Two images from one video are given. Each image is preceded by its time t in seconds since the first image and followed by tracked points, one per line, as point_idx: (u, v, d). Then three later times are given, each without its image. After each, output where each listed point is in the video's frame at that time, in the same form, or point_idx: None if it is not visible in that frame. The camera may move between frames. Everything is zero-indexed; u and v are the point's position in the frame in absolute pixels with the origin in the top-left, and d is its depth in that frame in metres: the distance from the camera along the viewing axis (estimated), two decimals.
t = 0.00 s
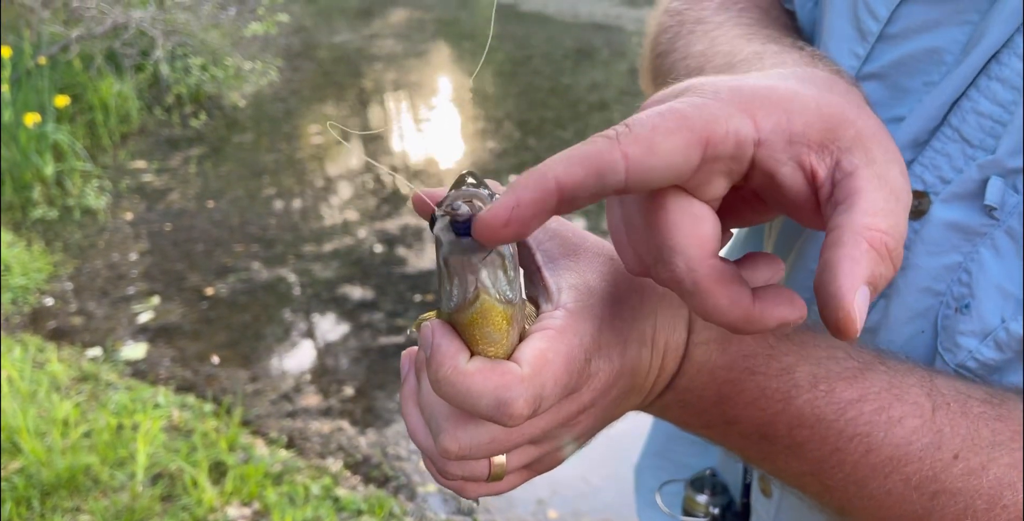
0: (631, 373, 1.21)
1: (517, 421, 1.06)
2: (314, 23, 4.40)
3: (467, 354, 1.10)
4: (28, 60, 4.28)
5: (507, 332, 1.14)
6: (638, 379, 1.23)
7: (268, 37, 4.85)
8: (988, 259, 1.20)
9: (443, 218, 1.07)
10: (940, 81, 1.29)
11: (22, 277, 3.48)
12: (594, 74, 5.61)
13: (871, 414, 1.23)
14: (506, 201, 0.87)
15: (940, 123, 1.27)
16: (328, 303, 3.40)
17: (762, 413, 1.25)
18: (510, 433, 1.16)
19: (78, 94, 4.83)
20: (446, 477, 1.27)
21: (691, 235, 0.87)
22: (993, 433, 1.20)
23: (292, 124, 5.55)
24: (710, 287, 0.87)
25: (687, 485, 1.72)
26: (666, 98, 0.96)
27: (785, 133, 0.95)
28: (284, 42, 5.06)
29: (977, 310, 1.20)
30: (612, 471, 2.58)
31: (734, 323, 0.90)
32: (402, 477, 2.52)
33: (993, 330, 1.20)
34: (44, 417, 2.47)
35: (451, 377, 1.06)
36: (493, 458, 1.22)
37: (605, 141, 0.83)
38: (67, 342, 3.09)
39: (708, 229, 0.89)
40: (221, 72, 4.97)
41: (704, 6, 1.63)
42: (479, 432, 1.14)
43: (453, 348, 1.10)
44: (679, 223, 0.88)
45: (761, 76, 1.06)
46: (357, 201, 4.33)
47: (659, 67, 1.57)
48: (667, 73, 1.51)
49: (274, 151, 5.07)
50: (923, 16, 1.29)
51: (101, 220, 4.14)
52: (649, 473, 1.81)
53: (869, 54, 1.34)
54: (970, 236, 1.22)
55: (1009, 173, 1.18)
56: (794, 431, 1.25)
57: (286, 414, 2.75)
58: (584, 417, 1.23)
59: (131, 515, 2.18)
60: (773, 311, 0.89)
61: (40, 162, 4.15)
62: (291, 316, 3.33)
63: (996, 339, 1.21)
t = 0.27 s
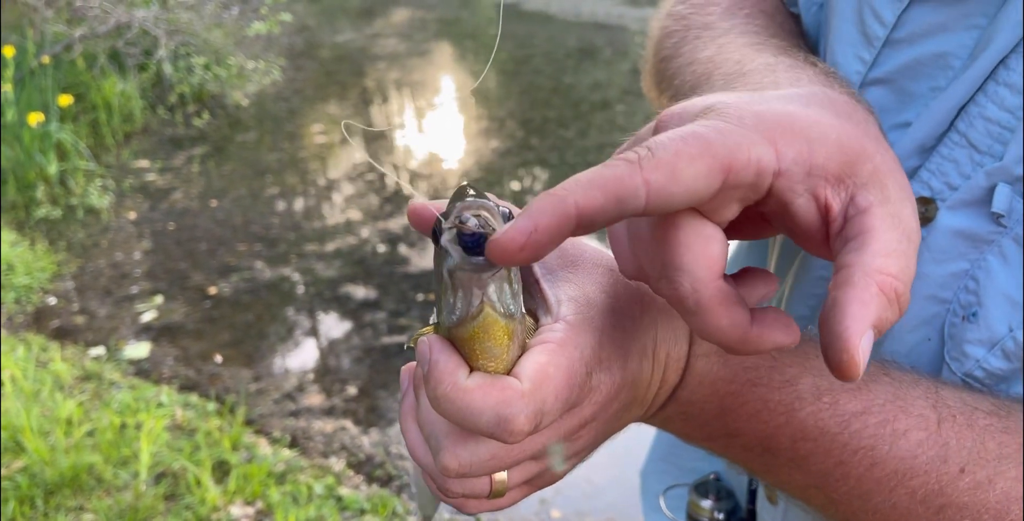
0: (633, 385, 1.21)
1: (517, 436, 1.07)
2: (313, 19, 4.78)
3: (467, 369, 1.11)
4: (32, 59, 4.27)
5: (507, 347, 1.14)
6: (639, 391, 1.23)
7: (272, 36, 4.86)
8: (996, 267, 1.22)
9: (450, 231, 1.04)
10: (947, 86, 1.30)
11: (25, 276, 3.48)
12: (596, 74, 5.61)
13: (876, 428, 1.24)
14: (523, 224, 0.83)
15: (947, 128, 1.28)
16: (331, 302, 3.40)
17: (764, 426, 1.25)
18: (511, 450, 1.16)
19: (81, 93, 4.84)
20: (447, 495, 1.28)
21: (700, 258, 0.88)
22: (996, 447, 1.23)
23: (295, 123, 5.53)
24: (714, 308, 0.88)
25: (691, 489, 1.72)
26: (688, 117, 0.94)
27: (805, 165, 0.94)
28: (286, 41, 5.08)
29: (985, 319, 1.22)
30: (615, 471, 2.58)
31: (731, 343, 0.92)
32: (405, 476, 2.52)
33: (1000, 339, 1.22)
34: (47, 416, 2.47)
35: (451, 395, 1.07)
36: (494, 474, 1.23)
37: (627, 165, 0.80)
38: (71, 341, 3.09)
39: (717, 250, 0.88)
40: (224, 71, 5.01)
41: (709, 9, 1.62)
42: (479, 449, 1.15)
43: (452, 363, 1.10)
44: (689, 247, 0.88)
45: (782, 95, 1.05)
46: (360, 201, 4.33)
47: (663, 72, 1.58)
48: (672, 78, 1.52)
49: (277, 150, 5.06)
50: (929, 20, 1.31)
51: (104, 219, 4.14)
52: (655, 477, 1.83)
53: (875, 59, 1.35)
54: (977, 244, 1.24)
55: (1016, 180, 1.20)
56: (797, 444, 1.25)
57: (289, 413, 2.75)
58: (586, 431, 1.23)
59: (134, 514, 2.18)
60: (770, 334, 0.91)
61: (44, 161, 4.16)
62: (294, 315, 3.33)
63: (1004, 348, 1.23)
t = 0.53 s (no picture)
0: (639, 391, 1.21)
1: (524, 450, 1.07)
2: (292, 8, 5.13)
3: (473, 380, 1.10)
4: (36, 56, 4.28)
5: (516, 358, 1.14)
6: (646, 396, 1.23)
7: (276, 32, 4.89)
8: (1004, 271, 1.18)
9: (469, 241, 1.05)
10: (958, 88, 1.27)
11: (29, 274, 3.49)
12: (599, 71, 5.62)
13: (884, 434, 1.21)
14: (546, 240, 0.83)
15: (957, 130, 1.25)
16: (334, 300, 3.40)
17: (772, 430, 1.24)
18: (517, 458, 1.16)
19: (84, 91, 4.85)
20: (451, 502, 1.27)
21: (712, 272, 0.88)
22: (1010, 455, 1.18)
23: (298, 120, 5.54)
24: (722, 322, 0.89)
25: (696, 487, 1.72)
26: (712, 130, 0.93)
27: (827, 188, 0.93)
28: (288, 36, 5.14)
29: (993, 324, 1.18)
30: (619, 469, 2.58)
31: (734, 356, 0.94)
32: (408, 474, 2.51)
33: (1009, 345, 1.19)
34: (51, 413, 2.48)
35: (456, 407, 1.06)
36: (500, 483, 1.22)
37: (651, 180, 0.80)
38: (74, 338, 3.10)
39: (729, 262, 0.88)
40: (226, 67, 5.67)
41: (721, 9, 1.61)
42: (484, 458, 1.15)
43: (459, 374, 1.09)
44: (702, 260, 0.87)
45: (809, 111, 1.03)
46: (363, 198, 4.33)
47: (672, 72, 1.57)
48: (682, 78, 1.52)
49: (280, 147, 5.07)
50: (942, 21, 1.28)
51: (107, 216, 4.15)
52: (661, 475, 1.83)
53: (886, 60, 1.34)
54: (986, 247, 1.21)
55: None
56: (805, 449, 1.24)
57: (292, 411, 2.74)
58: (592, 437, 1.24)
59: (138, 512, 2.18)
60: (773, 348, 0.93)
61: (47, 159, 4.17)
62: (297, 313, 3.32)
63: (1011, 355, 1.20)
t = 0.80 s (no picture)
0: (640, 388, 1.21)
1: (524, 445, 1.06)
2: None
3: (473, 376, 1.10)
4: (37, 55, 4.33)
5: (517, 355, 1.16)
6: (647, 392, 1.23)
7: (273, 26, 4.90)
8: (1011, 269, 1.23)
9: (475, 238, 1.06)
10: (962, 83, 1.30)
11: (31, 271, 3.49)
12: (602, 68, 5.62)
13: (888, 430, 1.20)
14: (552, 239, 0.82)
15: (962, 125, 1.28)
16: (336, 297, 3.40)
17: (775, 428, 1.25)
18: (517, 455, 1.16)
19: (87, 88, 4.86)
20: (452, 498, 1.28)
21: (716, 265, 0.88)
22: (1015, 455, 1.18)
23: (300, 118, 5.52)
24: (727, 315, 0.90)
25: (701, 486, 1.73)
26: (716, 122, 0.92)
27: (834, 179, 0.91)
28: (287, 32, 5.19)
29: (1001, 322, 1.23)
30: (622, 466, 2.58)
31: (740, 348, 0.94)
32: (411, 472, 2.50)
33: (1015, 343, 1.24)
34: (53, 410, 2.48)
35: (455, 403, 1.06)
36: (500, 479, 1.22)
37: (654, 175, 0.79)
38: (77, 335, 3.10)
39: (734, 255, 0.88)
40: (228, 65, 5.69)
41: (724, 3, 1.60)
42: (483, 455, 1.14)
43: (458, 370, 1.09)
44: (706, 254, 0.87)
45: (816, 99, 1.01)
46: (365, 196, 4.33)
47: (674, 66, 1.57)
48: (685, 72, 1.51)
49: (282, 145, 5.07)
50: (946, 16, 1.30)
51: (110, 214, 4.15)
52: (667, 475, 1.82)
53: (891, 54, 1.35)
54: (994, 244, 1.25)
55: None
56: (808, 447, 1.23)
57: (295, 408, 2.74)
58: (593, 434, 1.23)
59: (140, 508, 2.18)
60: (777, 340, 0.94)
61: (49, 156, 4.18)
62: (299, 311, 3.32)
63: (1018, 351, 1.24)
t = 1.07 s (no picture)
0: (642, 386, 1.21)
1: (525, 440, 1.06)
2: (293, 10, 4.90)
3: (474, 370, 1.10)
4: (40, 52, 4.33)
5: (518, 349, 1.16)
6: (648, 390, 1.23)
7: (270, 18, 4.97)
8: (1014, 267, 1.21)
9: (477, 233, 1.06)
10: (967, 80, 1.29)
11: (34, 268, 3.50)
12: (604, 66, 5.61)
13: (889, 430, 1.20)
14: (551, 233, 0.83)
15: (966, 123, 1.27)
16: (338, 295, 3.40)
17: (776, 426, 1.24)
18: (518, 450, 1.16)
19: (89, 86, 4.86)
20: (454, 494, 1.27)
21: (716, 258, 0.87)
22: (1016, 454, 1.17)
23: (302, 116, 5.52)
24: (727, 308, 0.89)
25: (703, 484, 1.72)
26: (715, 117, 0.91)
27: (834, 171, 0.91)
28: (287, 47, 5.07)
29: (1003, 320, 1.21)
30: (622, 464, 2.58)
31: (743, 341, 0.94)
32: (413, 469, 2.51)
33: (1017, 342, 1.22)
34: (56, 408, 2.49)
35: (457, 397, 1.06)
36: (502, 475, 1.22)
37: (652, 168, 0.79)
38: (79, 332, 3.10)
39: (735, 249, 0.87)
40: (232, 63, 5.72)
41: None
42: (486, 449, 1.14)
43: (460, 364, 1.09)
44: (706, 247, 0.87)
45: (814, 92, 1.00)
46: (367, 193, 4.33)
47: (679, 62, 1.56)
48: (689, 68, 1.51)
49: (284, 142, 5.07)
50: (950, 12, 1.28)
51: (112, 211, 4.15)
52: (670, 472, 1.81)
53: (895, 52, 1.34)
54: (997, 243, 1.23)
55: None
56: (809, 446, 1.23)
57: (296, 405, 2.75)
58: (595, 431, 1.23)
59: (142, 505, 2.18)
60: (779, 333, 0.93)
61: (51, 153, 4.18)
62: (301, 308, 3.32)
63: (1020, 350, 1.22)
